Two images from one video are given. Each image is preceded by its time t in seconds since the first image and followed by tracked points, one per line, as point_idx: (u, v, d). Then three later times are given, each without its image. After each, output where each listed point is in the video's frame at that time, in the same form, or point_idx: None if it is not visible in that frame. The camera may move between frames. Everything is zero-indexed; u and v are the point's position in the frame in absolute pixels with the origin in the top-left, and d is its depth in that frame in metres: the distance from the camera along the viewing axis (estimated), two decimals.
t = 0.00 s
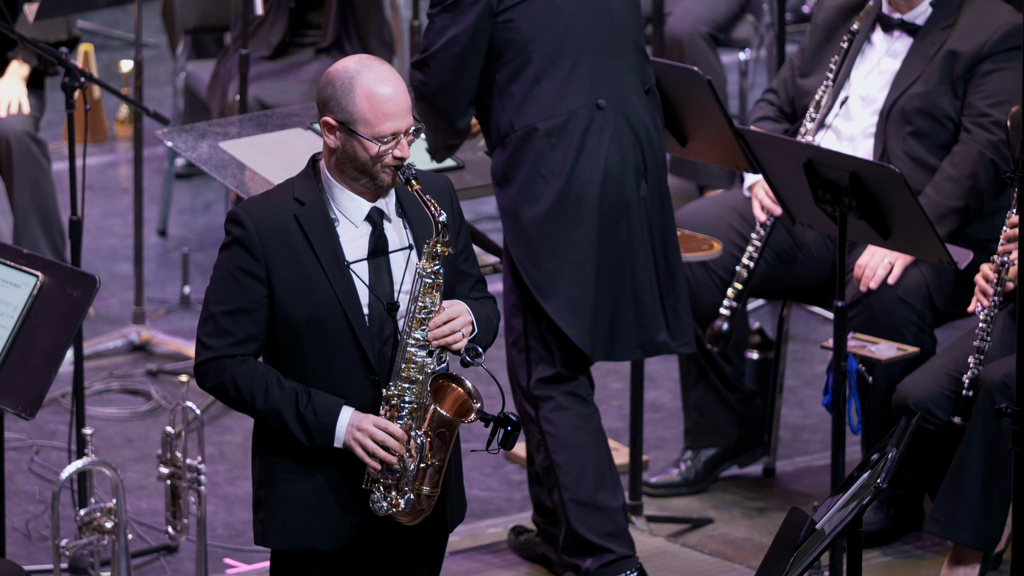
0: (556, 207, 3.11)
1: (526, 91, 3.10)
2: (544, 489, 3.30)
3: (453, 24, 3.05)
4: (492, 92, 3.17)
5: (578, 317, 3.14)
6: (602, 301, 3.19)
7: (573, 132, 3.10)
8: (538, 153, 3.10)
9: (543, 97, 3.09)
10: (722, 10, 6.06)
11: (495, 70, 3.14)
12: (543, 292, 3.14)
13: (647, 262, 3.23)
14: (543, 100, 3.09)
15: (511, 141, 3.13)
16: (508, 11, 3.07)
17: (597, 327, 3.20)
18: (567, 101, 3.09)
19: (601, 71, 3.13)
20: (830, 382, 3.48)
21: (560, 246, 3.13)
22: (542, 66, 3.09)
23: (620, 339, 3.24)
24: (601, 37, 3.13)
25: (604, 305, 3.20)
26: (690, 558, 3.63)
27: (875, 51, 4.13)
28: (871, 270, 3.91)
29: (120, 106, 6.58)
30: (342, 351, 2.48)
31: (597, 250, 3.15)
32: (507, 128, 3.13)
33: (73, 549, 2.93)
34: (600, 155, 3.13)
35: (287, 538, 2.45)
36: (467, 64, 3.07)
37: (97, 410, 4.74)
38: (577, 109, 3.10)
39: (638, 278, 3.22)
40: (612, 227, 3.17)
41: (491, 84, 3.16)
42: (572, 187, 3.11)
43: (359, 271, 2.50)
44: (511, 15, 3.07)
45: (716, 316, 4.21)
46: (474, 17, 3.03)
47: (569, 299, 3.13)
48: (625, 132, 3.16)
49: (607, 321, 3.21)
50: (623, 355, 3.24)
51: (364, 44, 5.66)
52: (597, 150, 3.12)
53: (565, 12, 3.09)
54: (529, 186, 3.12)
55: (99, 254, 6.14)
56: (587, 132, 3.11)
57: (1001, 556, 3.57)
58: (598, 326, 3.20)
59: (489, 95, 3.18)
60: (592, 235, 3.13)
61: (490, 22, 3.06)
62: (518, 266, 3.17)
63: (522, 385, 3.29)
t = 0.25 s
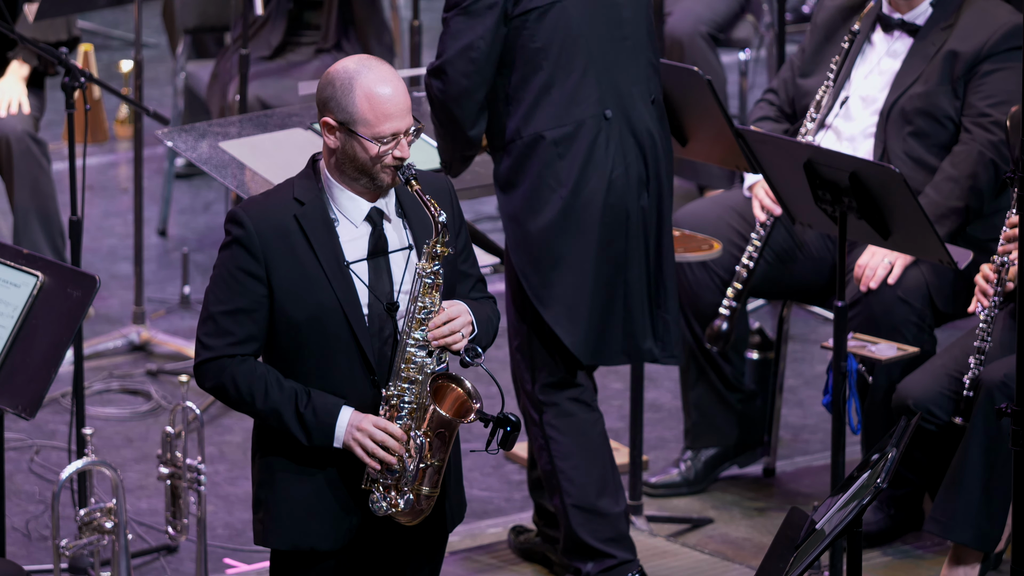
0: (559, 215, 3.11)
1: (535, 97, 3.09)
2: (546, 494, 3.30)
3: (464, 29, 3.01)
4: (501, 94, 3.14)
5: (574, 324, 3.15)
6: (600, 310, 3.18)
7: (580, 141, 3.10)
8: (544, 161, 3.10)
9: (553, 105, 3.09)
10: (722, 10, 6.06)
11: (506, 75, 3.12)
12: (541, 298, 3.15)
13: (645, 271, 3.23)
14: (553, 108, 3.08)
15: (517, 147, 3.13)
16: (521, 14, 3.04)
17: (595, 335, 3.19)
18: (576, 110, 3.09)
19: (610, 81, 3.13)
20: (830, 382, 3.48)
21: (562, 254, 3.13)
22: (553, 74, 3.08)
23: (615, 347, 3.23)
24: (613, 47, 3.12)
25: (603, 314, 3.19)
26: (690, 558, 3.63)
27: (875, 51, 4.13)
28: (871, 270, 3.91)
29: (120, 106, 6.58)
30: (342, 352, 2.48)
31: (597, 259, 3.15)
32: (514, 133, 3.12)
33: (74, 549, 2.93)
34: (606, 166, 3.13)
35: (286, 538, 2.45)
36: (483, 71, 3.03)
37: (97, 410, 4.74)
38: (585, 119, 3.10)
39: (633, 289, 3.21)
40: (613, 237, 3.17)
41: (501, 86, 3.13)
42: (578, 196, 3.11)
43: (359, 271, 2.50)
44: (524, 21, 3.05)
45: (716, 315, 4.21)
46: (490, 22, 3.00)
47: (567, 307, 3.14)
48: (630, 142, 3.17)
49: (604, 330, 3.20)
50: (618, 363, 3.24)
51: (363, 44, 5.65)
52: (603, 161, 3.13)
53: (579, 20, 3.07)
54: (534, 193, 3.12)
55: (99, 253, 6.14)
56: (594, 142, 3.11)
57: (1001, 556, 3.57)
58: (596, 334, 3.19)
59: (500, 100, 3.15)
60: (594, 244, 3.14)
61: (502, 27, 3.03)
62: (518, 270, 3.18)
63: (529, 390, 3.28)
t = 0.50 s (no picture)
0: (562, 226, 3.09)
1: (543, 107, 3.04)
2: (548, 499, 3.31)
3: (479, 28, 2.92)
4: (506, 99, 3.09)
5: (571, 336, 3.13)
6: (598, 323, 3.14)
7: (586, 154, 3.06)
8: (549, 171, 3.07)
9: (559, 115, 3.04)
10: (722, 10, 6.05)
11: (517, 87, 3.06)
12: (542, 309, 3.14)
13: (645, 285, 3.19)
14: (561, 119, 3.04)
15: (521, 156, 3.09)
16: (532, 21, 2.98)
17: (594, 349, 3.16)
18: (583, 122, 3.05)
19: (618, 94, 3.09)
20: (830, 382, 3.48)
21: (563, 265, 3.11)
22: (563, 85, 3.03)
23: (614, 362, 3.19)
24: (622, 59, 3.09)
25: (603, 328, 3.16)
26: (690, 558, 3.63)
27: (875, 52, 4.13)
28: (871, 270, 3.91)
29: (120, 106, 6.58)
30: (342, 352, 2.48)
31: (597, 271, 3.11)
32: (519, 142, 3.08)
33: (73, 549, 2.93)
34: (609, 179, 3.10)
35: (286, 538, 2.45)
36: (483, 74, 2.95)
37: (97, 410, 4.74)
38: (592, 131, 3.06)
39: (632, 303, 3.17)
40: (614, 250, 3.13)
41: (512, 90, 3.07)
42: (582, 209, 3.08)
43: (358, 271, 2.50)
44: (535, 31, 2.99)
45: (716, 315, 4.21)
46: (499, 24, 2.92)
47: (565, 318, 3.12)
48: (634, 156, 3.13)
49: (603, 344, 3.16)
50: (616, 378, 3.20)
51: (363, 45, 5.65)
52: (607, 174, 3.09)
53: (589, 34, 3.02)
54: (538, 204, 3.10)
55: (99, 254, 6.14)
56: (601, 154, 3.07)
57: (1001, 556, 3.57)
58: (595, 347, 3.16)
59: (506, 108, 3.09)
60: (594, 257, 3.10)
61: (513, 33, 2.96)
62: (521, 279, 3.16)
63: (539, 399, 3.24)
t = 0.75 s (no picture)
0: (568, 237, 3.05)
1: (551, 117, 3.02)
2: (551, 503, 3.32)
3: (494, 37, 2.92)
4: (518, 109, 3.05)
5: (574, 348, 3.09)
6: (603, 336, 3.11)
7: (593, 165, 3.02)
8: (556, 180, 3.03)
9: (567, 125, 3.01)
10: (722, 10, 6.04)
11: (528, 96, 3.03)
12: (547, 318, 3.11)
13: (652, 299, 3.14)
14: (568, 129, 3.01)
15: (528, 166, 3.05)
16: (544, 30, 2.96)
17: (598, 362, 3.12)
18: (591, 134, 3.01)
19: (627, 105, 3.05)
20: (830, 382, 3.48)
21: (569, 276, 3.08)
22: (570, 94, 3.00)
23: (622, 377, 3.14)
24: (632, 72, 3.05)
25: (609, 342, 3.11)
26: (691, 558, 3.63)
27: (875, 52, 4.13)
28: (871, 270, 3.90)
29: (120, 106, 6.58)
30: (341, 351, 2.48)
31: (601, 283, 3.08)
32: (528, 151, 3.04)
33: (74, 549, 2.93)
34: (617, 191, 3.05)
35: (288, 538, 2.45)
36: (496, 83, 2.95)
37: (97, 410, 4.74)
38: (600, 143, 3.01)
39: (638, 318, 3.12)
40: (621, 263, 3.08)
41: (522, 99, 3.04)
42: (588, 221, 3.04)
43: (358, 270, 2.50)
44: (546, 41, 2.98)
45: (716, 315, 4.21)
46: (512, 34, 2.91)
47: (568, 330, 3.09)
48: (641, 168, 3.09)
49: (608, 358, 3.12)
50: (624, 393, 3.15)
51: (362, 44, 5.64)
52: (615, 186, 3.04)
53: (600, 45, 2.99)
54: (545, 214, 3.06)
55: (99, 254, 6.14)
56: (608, 166, 3.03)
57: (1001, 556, 3.57)
58: (599, 360, 3.12)
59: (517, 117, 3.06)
60: (600, 269, 3.07)
61: (526, 42, 2.95)
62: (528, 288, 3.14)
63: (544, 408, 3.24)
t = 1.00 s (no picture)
0: (576, 242, 3.05)
1: (558, 122, 3.01)
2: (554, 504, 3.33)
3: (505, 44, 2.88)
4: (526, 113, 3.03)
5: (581, 355, 3.09)
6: (611, 343, 3.10)
7: (601, 170, 3.02)
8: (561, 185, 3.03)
9: (573, 131, 3.01)
10: (722, 10, 6.03)
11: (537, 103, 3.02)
12: (555, 323, 3.11)
13: (660, 305, 3.14)
14: (575, 134, 3.01)
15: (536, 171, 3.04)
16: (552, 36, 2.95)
17: (606, 368, 3.11)
18: (597, 138, 3.01)
19: (634, 110, 3.05)
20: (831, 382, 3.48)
21: (575, 281, 3.08)
22: (577, 99, 3.00)
23: (632, 384, 3.13)
24: (638, 78, 3.04)
25: (617, 348, 3.11)
26: (691, 558, 3.63)
27: (876, 52, 4.13)
28: (871, 270, 3.90)
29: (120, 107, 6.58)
30: (341, 351, 2.48)
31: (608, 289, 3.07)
32: (535, 157, 3.03)
33: (73, 549, 2.92)
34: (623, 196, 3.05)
35: (287, 538, 2.45)
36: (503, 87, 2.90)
37: (97, 410, 4.74)
38: (607, 148, 3.02)
39: (646, 324, 3.12)
40: (629, 269, 3.08)
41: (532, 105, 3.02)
42: (594, 226, 3.04)
43: (358, 270, 2.50)
44: (555, 46, 2.96)
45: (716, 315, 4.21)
46: (524, 41, 2.88)
47: (575, 336, 3.09)
48: (647, 174, 3.09)
49: (616, 364, 3.12)
50: (634, 400, 3.14)
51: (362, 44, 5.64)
52: (620, 192, 3.05)
53: (607, 51, 2.98)
54: (551, 220, 3.06)
55: (100, 254, 6.14)
56: (616, 171, 3.03)
57: (1001, 556, 3.57)
58: (607, 366, 3.11)
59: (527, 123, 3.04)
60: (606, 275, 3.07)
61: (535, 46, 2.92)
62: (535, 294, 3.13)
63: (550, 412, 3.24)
